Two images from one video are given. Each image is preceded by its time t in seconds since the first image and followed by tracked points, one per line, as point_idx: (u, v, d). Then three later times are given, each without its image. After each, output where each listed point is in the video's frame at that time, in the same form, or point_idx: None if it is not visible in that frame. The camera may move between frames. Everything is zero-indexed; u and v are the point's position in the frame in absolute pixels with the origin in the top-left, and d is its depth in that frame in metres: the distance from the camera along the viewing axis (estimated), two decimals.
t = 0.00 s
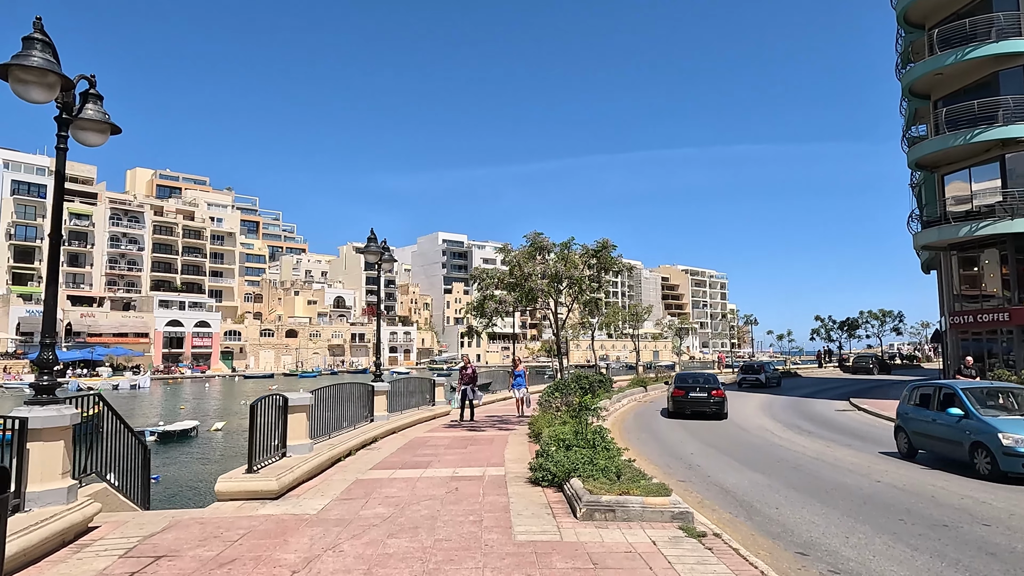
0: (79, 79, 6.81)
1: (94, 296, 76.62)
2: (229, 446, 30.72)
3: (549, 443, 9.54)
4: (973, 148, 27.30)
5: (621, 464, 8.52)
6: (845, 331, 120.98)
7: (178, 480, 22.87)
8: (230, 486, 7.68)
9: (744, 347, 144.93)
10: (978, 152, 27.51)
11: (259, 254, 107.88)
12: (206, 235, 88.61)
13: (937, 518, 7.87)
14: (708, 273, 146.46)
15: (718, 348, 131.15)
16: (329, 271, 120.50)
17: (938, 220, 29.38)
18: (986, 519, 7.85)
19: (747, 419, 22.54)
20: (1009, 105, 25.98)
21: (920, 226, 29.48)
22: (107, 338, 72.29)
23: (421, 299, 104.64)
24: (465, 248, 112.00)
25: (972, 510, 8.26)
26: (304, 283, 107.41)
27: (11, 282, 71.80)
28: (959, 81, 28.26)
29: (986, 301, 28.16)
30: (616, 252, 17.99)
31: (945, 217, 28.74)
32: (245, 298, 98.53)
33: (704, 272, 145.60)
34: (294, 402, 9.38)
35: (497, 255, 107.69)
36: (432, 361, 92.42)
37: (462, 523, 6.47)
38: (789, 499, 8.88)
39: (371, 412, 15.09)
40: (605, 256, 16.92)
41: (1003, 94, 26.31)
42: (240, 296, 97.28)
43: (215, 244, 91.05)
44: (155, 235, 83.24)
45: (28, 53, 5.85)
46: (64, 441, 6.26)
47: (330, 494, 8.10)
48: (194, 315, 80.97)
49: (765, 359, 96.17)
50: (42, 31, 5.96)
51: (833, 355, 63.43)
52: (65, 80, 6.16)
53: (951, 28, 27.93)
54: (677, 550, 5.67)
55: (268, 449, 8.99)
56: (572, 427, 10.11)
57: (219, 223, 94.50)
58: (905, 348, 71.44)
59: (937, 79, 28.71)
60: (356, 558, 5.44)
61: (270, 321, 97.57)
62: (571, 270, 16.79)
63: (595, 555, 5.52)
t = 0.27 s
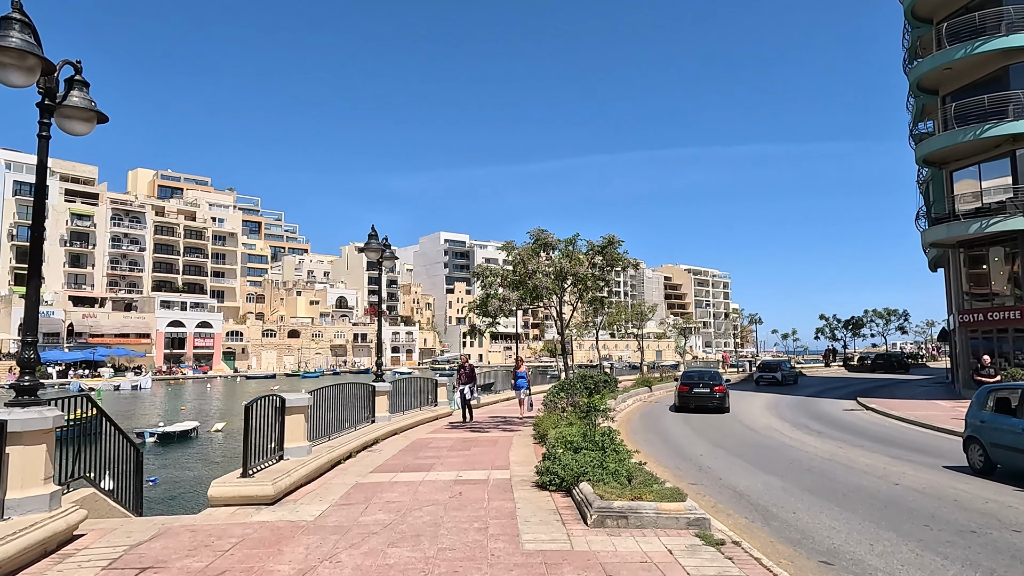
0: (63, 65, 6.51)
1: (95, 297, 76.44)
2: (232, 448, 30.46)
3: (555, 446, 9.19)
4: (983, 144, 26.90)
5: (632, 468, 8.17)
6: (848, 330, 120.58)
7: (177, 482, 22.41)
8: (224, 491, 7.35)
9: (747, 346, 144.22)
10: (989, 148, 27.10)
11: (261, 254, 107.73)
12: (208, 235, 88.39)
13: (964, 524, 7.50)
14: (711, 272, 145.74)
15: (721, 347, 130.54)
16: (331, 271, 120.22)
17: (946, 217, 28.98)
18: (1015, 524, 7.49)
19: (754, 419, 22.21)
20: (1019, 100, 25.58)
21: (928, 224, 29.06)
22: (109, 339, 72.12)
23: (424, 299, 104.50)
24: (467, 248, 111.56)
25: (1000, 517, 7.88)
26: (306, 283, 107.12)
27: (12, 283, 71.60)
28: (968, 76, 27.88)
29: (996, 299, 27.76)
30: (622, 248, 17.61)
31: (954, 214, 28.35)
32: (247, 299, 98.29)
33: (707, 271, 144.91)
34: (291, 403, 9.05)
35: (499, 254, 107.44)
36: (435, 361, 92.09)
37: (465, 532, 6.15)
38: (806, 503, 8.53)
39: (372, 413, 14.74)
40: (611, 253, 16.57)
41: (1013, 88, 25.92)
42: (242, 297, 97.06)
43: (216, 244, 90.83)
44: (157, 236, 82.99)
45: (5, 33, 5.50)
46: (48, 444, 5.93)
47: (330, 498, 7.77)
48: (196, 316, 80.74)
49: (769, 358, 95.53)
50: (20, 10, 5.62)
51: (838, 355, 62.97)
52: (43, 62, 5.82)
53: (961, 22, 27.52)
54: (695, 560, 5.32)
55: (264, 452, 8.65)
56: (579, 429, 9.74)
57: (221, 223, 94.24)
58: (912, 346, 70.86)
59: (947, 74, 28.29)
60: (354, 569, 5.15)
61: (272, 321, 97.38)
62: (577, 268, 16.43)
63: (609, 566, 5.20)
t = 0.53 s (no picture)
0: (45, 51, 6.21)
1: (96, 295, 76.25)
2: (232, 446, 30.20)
3: (561, 449, 8.88)
4: (993, 141, 26.51)
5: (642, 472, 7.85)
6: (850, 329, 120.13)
7: (174, 483, 22.09)
8: (216, 497, 7.04)
9: (750, 345, 143.81)
10: (998, 145, 26.72)
11: (263, 253, 107.51)
12: (209, 234, 88.19)
13: (989, 532, 7.19)
14: (713, 271, 145.24)
15: (723, 346, 130.23)
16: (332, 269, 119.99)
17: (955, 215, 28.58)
18: None
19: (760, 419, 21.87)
20: None
21: (936, 221, 28.66)
22: (110, 337, 71.90)
23: (425, 297, 104.24)
24: (469, 246, 111.21)
25: None
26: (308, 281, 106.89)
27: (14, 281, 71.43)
28: (978, 72, 27.49)
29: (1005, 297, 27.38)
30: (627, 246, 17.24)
31: (963, 211, 27.97)
32: (249, 297, 98.08)
33: (710, 269, 144.47)
34: (287, 403, 8.74)
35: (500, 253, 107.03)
36: (437, 360, 91.86)
37: (467, 541, 5.84)
38: (820, 508, 8.23)
39: (372, 413, 14.40)
40: (616, 250, 16.21)
41: None
42: (244, 295, 96.86)
43: (218, 242, 90.60)
44: (158, 234, 82.73)
45: None
46: (27, 449, 5.64)
47: (327, 504, 7.46)
48: (197, 314, 80.53)
49: (772, 357, 95.12)
50: None
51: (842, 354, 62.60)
52: (22, 45, 5.52)
53: (970, 17, 27.12)
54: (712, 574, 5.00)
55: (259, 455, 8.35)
56: (585, 431, 9.41)
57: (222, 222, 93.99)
58: (916, 345, 70.47)
59: (955, 69, 27.90)
60: None
61: (274, 320, 97.19)
62: (582, 265, 16.06)
63: None
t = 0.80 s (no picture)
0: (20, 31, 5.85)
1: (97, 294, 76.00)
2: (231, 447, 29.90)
3: (563, 451, 8.55)
4: (1000, 138, 26.16)
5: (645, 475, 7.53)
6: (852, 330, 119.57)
7: (167, 484, 21.64)
8: (202, 499, 6.74)
9: (752, 345, 143.36)
10: (1006, 142, 26.37)
11: (263, 252, 107.24)
12: (210, 233, 87.77)
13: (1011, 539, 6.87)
14: (715, 271, 144.72)
15: (725, 346, 129.82)
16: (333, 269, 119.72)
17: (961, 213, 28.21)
18: None
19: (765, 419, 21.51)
20: None
21: (943, 219, 28.28)
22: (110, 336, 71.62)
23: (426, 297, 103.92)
24: (470, 246, 110.87)
25: None
26: (309, 281, 106.60)
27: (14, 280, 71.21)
28: (985, 68, 27.13)
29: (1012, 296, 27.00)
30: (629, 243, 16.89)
31: (970, 209, 27.62)
32: (250, 296, 97.82)
33: (711, 269, 144.02)
34: (279, 403, 8.42)
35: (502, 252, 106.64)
36: (437, 360, 91.55)
37: (464, 548, 5.53)
38: (833, 513, 7.89)
39: (369, 413, 14.06)
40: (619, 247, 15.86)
41: None
42: (245, 294, 96.60)
43: (218, 241, 90.33)
44: (158, 233, 82.41)
45: None
46: None
47: (318, 507, 7.17)
48: (198, 313, 80.26)
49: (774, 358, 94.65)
50: None
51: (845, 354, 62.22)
52: None
53: (978, 12, 26.77)
54: None
55: (248, 457, 8.04)
56: (588, 432, 9.08)
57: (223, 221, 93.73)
58: (919, 346, 70.10)
59: (962, 66, 27.55)
60: None
61: (274, 319, 96.95)
62: (584, 262, 15.72)
63: None
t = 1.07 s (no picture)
0: None
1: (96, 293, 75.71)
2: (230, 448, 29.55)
3: (565, 456, 8.23)
4: (1007, 135, 25.83)
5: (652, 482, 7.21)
6: (854, 329, 119.11)
7: (163, 486, 21.30)
8: (187, 509, 6.44)
9: (753, 344, 142.91)
10: (1013, 139, 26.05)
11: (263, 251, 106.92)
12: (210, 232, 87.45)
13: None
14: (716, 270, 144.17)
15: (726, 345, 129.37)
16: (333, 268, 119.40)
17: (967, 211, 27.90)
18: None
19: (769, 420, 21.17)
20: None
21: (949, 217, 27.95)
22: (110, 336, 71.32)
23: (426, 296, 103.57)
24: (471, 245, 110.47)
25: None
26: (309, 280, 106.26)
27: (13, 279, 70.93)
28: (992, 64, 26.80)
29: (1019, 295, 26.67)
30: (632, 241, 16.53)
31: (976, 207, 27.29)
32: (249, 295, 97.51)
33: (713, 268, 143.53)
34: (269, 407, 8.11)
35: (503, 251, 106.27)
36: (438, 359, 91.21)
37: (460, 563, 5.23)
38: (847, 522, 7.57)
39: (365, 416, 13.73)
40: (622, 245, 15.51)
41: None
42: (245, 293, 96.29)
43: (218, 240, 90.01)
44: (158, 232, 82.12)
45: None
46: None
47: (308, 517, 6.86)
48: (198, 313, 79.94)
49: (776, 357, 94.15)
50: None
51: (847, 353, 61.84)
52: None
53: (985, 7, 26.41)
54: None
55: (237, 463, 7.73)
56: (591, 436, 8.75)
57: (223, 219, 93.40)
58: (922, 345, 69.70)
59: (969, 62, 27.21)
60: None
61: (274, 318, 96.64)
62: (586, 261, 15.36)
63: None
